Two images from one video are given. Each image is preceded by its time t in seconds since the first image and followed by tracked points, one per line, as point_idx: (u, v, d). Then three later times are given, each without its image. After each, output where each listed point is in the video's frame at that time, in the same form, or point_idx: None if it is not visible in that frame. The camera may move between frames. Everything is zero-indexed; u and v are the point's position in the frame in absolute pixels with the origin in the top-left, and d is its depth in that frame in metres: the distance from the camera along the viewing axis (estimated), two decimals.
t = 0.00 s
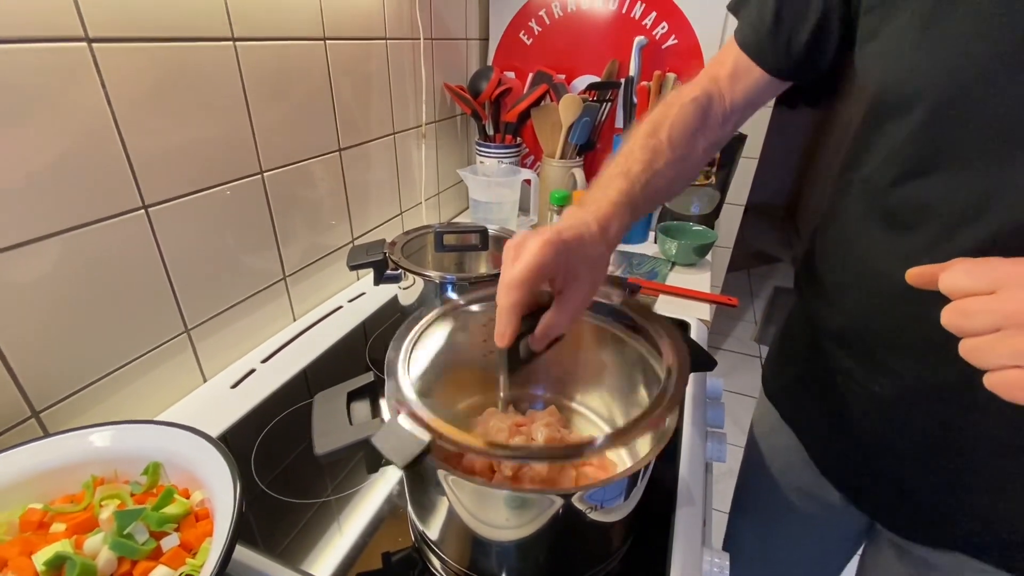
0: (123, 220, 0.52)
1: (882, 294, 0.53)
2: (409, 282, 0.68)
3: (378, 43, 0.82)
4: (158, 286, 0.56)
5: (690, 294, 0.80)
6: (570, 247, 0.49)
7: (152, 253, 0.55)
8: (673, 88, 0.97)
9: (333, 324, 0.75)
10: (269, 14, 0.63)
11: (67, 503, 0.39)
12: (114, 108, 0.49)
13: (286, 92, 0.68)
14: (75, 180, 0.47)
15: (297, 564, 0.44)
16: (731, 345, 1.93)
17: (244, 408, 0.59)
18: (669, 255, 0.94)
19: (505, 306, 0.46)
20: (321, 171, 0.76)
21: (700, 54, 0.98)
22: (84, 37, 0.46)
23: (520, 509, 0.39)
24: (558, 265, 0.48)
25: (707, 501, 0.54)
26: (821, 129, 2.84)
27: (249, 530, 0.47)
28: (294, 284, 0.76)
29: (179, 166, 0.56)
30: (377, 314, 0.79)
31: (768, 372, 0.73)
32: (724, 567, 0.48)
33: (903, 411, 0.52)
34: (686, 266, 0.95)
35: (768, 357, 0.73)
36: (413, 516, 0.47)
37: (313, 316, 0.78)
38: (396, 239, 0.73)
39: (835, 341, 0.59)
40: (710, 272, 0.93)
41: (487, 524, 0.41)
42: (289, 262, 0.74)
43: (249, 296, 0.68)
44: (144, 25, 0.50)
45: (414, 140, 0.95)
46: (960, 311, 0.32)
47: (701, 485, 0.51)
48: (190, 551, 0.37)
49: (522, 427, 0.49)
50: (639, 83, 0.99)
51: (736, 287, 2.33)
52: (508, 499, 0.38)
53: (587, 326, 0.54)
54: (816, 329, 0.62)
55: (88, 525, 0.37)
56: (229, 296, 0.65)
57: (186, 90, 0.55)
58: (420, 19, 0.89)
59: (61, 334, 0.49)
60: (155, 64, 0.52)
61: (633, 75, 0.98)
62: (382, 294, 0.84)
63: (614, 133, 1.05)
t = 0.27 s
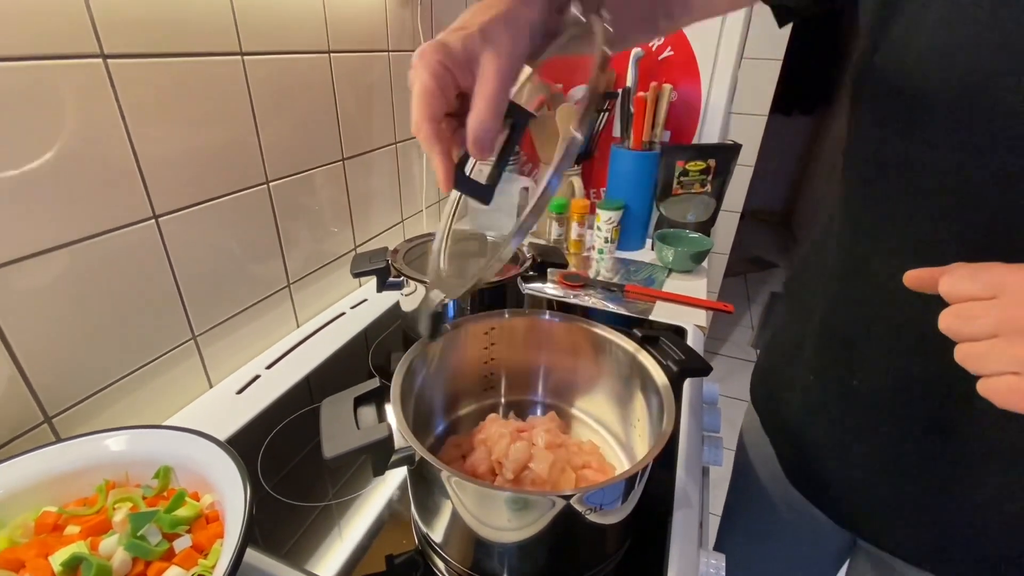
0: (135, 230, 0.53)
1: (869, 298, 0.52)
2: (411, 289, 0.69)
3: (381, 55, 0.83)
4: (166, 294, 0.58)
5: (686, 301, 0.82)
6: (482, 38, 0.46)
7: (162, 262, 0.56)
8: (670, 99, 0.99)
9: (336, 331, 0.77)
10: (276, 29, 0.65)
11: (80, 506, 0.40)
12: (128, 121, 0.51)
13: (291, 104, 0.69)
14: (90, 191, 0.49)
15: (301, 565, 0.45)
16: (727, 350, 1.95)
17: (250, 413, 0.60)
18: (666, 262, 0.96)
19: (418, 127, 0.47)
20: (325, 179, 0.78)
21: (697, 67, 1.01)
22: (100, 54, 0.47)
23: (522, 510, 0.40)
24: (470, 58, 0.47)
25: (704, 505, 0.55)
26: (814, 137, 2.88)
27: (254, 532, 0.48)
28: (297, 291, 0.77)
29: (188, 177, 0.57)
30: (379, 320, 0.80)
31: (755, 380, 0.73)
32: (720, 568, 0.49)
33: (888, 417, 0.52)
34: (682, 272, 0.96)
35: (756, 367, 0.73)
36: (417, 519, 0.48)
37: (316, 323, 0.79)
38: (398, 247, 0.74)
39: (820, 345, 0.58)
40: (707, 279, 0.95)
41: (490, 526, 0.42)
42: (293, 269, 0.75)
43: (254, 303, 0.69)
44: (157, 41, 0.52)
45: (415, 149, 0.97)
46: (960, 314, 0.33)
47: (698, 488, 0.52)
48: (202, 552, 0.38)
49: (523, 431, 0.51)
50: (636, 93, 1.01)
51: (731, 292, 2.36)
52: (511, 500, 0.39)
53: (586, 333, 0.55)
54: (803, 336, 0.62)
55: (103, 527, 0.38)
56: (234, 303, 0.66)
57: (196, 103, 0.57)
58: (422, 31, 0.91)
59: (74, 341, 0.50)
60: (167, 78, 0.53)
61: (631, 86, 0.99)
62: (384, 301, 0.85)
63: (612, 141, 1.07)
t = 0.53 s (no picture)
0: (145, 240, 0.54)
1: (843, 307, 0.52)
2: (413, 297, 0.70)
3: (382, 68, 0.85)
4: (174, 303, 0.59)
5: (682, 308, 0.84)
6: (381, 89, 0.44)
7: (169, 271, 0.58)
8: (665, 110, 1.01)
9: (338, 338, 0.78)
10: (282, 44, 0.67)
11: (93, 510, 0.41)
12: (140, 136, 0.52)
13: (296, 116, 0.71)
14: (102, 202, 0.50)
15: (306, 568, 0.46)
16: (724, 357, 1.96)
17: (255, 420, 0.61)
18: (662, 270, 0.98)
19: (349, 203, 0.46)
20: (327, 189, 0.79)
21: (691, 74, 1.03)
22: (114, 70, 0.49)
23: (523, 513, 0.41)
24: (379, 113, 0.45)
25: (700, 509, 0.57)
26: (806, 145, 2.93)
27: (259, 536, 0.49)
28: (301, 299, 0.78)
29: (196, 188, 0.59)
30: (380, 328, 0.82)
31: (738, 381, 0.73)
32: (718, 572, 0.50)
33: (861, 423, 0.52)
34: (679, 280, 0.98)
35: (742, 369, 0.74)
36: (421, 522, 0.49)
37: (319, 330, 0.81)
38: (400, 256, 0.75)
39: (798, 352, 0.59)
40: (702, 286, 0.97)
41: (493, 529, 0.43)
42: (296, 278, 0.77)
43: (258, 312, 0.70)
44: (169, 57, 0.53)
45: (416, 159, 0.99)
46: (939, 341, 0.33)
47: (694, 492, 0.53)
48: (213, 555, 0.39)
49: (524, 437, 0.52)
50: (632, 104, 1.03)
51: (726, 299, 2.38)
52: (512, 503, 0.40)
53: (584, 340, 0.56)
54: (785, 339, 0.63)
55: (116, 531, 0.40)
56: (239, 311, 0.68)
57: (205, 116, 0.58)
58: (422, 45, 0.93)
59: (85, 349, 0.51)
60: (178, 93, 0.55)
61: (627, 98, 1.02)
62: (385, 309, 0.86)
63: (608, 151, 1.09)
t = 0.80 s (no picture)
0: (156, 249, 0.55)
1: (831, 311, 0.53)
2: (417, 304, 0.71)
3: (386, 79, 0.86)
4: (183, 311, 0.59)
5: (681, 314, 0.85)
6: (350, 144, 0.40)
7: (178, 279, 0.58)
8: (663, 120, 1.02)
9: (341, 345, 0.79)
10: (290, 56, 0.68)
11: (104, 515, 0.42)
12: (153, 147, 0.53)
13: (302, 127, 0.72)
14: (115, 213, 0.50)
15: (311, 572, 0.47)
16: (721, 363, 1.98)
17: (260, 425, 0.62)
18: (661, 277, 0.99)
19: (334, 262, 0.43)
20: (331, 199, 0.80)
21: (688, 85, 1.05)
22: (128, 84, 0.49)
23: (529, 516, 0.42)
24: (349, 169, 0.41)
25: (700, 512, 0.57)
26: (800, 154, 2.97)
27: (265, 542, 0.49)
28: (304, 305, 0.79)
29: (206, 199, 0.60)
30: (382, 334, 0.83)
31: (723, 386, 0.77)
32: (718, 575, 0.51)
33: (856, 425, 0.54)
34: (677, 287, 0.99)
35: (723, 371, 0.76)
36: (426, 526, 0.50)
37: (322, 337, 0.81)
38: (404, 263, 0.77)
39: (785, 347, 0.60)
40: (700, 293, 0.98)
41: (497, 532, 0.44)
42: (300, 285, 0.77)
43: (262, 319, 0.71)
44: (183, 70, 0.54)
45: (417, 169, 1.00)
46: (918, 361, 0.34)
47: (694, 496, 0.54)
48: (224, 558, 0.39)
49: (527, 441, 0.53)
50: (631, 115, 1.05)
51: (722, 305, 2.40)
52: (518, 506, 0.41)
53: (584, 346, 0.57)
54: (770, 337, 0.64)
55: (127, 535, 0.40)
56: (245, 319, 0.68)
57: (216, 128, 0.59)
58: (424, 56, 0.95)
59: (96, 357, 0.52)
60: (191, 106, 0.56)
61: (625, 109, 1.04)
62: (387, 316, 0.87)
63: (607, 160, 1.11)
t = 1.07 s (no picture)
0: (157, 260, 0.55)
1: (820, 318, 0.53)
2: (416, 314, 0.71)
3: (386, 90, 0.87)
4: (183, 320, 0.60)
5: (679, 323, 0.85)
6: (322, 187, 0.38)
7: (179, 290, 0.59)
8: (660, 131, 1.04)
9: (340, 355, 0.79)
10: (292, 69, 0.69)
11: (103, 526, 0.42)
12: (156, 159, 0.53)
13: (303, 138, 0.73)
14: (118, 224, 0.51)
15: None
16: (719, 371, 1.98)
17: (260, 435, 0.62)
18: (658, 285, 1.00)
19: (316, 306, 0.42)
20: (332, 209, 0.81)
21: (684, 96, 1.06)
22: (132, 97, 0.50)
23: (529, 526, 0.42)
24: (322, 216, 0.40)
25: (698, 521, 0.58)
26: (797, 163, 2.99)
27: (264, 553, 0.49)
28: (304, 315, 0.79)
29: (207, 210, 0.60)
30: (381, 343, 0.83)
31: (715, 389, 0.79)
32: None
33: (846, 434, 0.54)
34: (675, 295, 1.00)
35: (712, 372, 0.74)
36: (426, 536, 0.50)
37: (321, 346, 0.82)
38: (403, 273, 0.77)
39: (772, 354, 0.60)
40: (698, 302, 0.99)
41: (496, 541, 0.44)
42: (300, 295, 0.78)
43: (262, 329, 0.71)
44: (186, 83, 0.55)
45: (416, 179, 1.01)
46: (898, 369, 0.35)
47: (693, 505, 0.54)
48: (224, 570, 0.39)
49: (527, 451, 0.53)
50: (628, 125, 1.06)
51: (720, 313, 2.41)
52: (518, 516, 0.41)
53: (583, 355, 0.58)
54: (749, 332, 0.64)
55: (127, 547, 0.40)
56: (244, 329, 0.68)
57: (217, 140, 0.60)
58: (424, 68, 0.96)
59: (97, 368, 0.52)
60: (194, 118, 0.56)
61: (622, 119, 1.05)
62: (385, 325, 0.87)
63: (604, 170, 1.12)
